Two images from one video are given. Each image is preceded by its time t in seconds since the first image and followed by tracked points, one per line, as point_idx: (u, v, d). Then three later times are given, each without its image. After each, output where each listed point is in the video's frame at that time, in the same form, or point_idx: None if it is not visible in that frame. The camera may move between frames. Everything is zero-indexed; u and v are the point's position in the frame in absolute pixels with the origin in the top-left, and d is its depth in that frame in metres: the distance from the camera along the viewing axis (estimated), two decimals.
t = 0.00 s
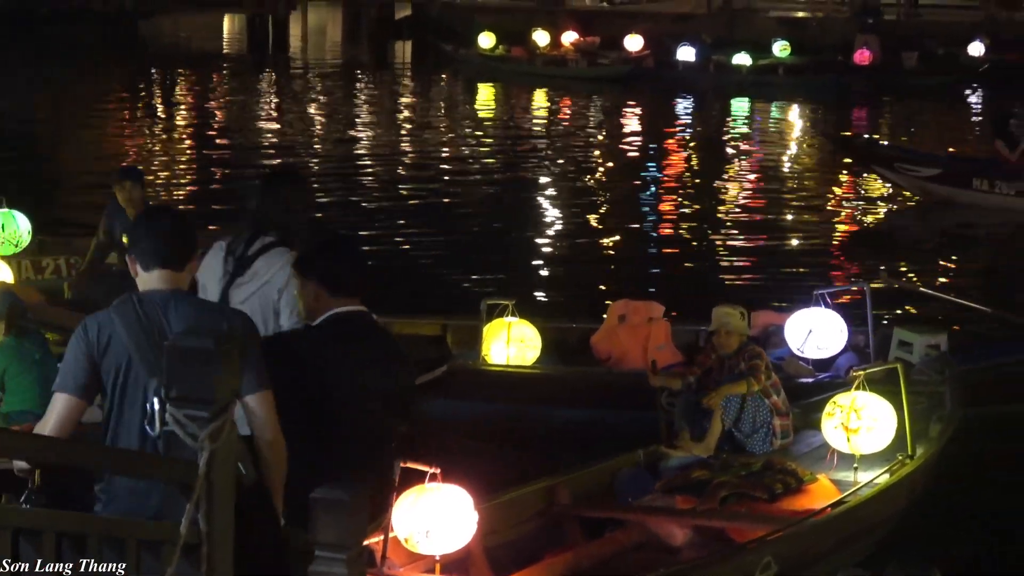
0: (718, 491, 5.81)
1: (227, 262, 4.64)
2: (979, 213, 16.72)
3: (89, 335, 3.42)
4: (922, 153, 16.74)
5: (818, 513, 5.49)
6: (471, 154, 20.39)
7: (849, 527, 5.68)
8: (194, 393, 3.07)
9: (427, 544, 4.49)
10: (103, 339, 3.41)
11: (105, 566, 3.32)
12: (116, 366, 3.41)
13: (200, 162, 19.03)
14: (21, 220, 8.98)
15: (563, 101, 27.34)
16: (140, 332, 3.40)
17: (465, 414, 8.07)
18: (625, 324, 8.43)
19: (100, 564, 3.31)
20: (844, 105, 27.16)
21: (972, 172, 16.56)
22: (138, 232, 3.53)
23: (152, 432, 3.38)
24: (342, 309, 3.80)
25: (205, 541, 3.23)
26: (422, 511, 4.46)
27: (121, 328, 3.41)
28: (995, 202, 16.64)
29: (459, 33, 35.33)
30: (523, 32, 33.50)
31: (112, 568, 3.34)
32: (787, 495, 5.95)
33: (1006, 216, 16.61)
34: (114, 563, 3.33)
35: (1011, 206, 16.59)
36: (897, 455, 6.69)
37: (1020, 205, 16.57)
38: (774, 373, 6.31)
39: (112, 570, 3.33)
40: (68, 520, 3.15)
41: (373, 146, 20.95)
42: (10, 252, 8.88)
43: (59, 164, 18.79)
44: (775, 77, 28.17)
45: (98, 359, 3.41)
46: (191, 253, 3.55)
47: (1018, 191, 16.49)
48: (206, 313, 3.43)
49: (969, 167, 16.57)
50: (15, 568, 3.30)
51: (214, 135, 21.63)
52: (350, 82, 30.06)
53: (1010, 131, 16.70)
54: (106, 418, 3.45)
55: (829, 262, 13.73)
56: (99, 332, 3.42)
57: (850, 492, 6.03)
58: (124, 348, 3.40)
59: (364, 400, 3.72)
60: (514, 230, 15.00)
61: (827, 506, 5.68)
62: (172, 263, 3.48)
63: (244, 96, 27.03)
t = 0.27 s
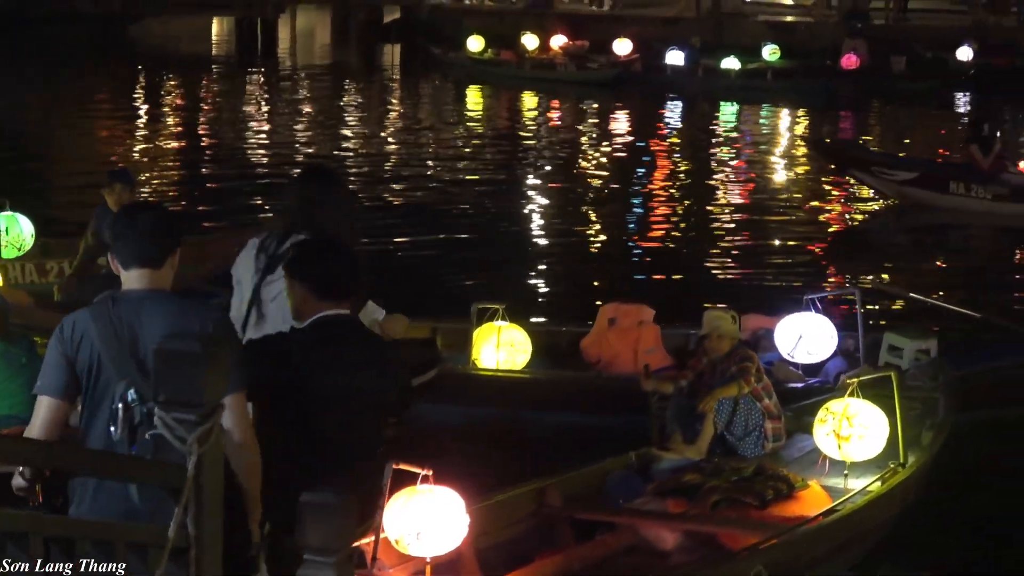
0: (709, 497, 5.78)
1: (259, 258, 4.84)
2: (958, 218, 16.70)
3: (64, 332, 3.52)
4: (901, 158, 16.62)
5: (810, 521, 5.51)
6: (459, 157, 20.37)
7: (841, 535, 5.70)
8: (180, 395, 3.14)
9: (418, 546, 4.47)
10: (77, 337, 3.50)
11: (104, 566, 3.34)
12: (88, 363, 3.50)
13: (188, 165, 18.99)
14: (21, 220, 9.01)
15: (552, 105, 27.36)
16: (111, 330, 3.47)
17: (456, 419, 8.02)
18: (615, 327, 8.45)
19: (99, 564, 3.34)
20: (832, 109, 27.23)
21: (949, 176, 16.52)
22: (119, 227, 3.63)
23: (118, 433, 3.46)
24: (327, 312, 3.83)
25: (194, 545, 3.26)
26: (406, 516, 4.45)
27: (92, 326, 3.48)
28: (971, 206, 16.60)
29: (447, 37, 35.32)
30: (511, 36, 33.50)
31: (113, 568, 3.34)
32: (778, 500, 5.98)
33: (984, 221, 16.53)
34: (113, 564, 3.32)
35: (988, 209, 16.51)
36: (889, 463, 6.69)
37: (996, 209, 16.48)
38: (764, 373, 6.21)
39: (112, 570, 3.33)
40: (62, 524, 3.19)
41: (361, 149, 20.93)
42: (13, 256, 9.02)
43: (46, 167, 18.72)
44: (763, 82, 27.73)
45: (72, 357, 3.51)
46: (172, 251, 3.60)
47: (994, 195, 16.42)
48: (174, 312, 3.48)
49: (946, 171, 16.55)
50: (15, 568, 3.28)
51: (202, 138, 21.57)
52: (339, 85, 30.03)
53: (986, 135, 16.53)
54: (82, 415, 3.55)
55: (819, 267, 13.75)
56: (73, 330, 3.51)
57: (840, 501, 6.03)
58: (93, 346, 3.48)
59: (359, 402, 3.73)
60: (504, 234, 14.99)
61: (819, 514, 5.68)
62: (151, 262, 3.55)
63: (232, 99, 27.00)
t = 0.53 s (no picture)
0: (701, 501, 5.81)
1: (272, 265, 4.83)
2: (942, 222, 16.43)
3: (48, 333, 3.68)
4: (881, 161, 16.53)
5: (802, 531, 5.52)
6: (450, 161, 20.34)
7: (833, 547, 5.70)
8: (168, 401, 3.33)
9: (410, 547, 4.46)
10: (59, 338, 3.67)
11: (104, 567, 3.49)
12: (70, 365, 3.67)
13: (178, 169, 18.98)
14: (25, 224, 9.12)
15: (543, 109, 27.32)
16: (94, 332, 3.65)
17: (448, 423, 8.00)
18: (607, 331, 8.44)
19: (100, 564, 3.49)
20: (822, 113, 27.23)
21: (928, 179, 16.36)
22: (100, 229, 3.79)
23: (99, 435, 3.69)
24: (317, 320, 3.87)
25: (181, 550, 3.45)
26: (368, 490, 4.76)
27: (74, 327, 3.65)
28: (953, 210, 16.20)
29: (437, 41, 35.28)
30: (502, 39, 33.48)
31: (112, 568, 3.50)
32: (771, 507, 5.94)
33: (965, 226, 16.13)
34: (112, 564, 3.49)
35: (968, 213, 16.04)
36: (882, 470, 6.71)
37: (977, 214, 15.97)
38: (760, 378, 6.37)
39: (111, 570, 3.49)
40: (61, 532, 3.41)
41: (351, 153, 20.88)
42: (16, 258, 9.12)
43: (35, 170, 18.63)
44: (755, 85, 28.16)
45: (56, 358, 3.67)
46: (153, 250, 3.80)
47: (973, 200, 15.91)
48: (152, 317, 3.69)
49: (927, 175, 16.37)
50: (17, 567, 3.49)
51: (191, 141, 21.48)
52: (329, 88, 29.97)
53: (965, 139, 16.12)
54: (66, 414, 3.75)
55: (809, 271, 13.78)
56: (54, 331, 3.68)
57: (833, 510, 6.00)
58: (74, 348, 3.65)
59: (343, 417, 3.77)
60: (495, 237, 14.99)
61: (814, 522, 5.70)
62: (134, 261, 3.74)
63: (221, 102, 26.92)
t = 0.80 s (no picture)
0: (694, 505, 5.81)
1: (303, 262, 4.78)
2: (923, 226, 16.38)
3: (35, 336, 3.69)
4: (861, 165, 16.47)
5: (796, 535, 5.50)
6: (442, 164, 20.34)
7: (824, 552, 5.67)
8: (157, 403, 3.31)
9: (402, 550, 4.47)
10: (46, 341, 3.67)
11: (104, 566, 3.51)
12: (56, 368, 3.68)
13: (170, 171, 18.96)
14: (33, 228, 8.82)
15: (536, 111, 27.36)
16: (81, 335, 3.64)
17: (440, 426, 8.01)
18: (598, 335, 8.41)
19: (99, 564, 3.51)
20: (813, 117, 27.30)
21: (907, 183, 16.27)
22: (89, 229, 3.77)
23: (84, 438, 3.67)
24: (309, 318, 3.88)
25: (170, 552, 3.45)
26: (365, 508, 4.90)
27: (60, 329, 3.65)
28: (934, 213, 16.20)
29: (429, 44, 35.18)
30: (494, 43, 33.41)
31: (112, 568, 3.52)
32: (764, 511, 5.91)
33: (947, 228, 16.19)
34: (112, 564, 3.51)
35: (949, 216, 16.13)
36: (876, 473, 6.72)
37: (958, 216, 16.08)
38: (756, 383, 6.44)
39: (111, 570, 3.51)
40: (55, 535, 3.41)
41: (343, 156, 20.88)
42: (21, 262, 8.88)
43: (26, 172, 18.62)
44: (747, 88, 28.20)
45: (42, 361, 3.68)
46: (142, 252, 3.78)
47: (954, 203, 16.00)
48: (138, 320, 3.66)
49: (908, 178, 16.28)
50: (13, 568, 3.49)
51: (183, 144, 21.48)
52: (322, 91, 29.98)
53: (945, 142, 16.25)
54: (53, 418, 3.74)
55: (802, 275, 13.81)
56: (41, 334, 3.68)
57: (827, 514, 5.98)
58: (61, 350, 3.65)
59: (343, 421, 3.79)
60: (488, 241, 14.99)
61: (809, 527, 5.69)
62: (123, 264, 3.73)
63: (214, 104, 26.91)
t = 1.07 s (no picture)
0: (688, 509, 5.79)
1: (336, 263, 4.74)
2: (905, 228, 16.45)
3: (20, 338, 3.70)
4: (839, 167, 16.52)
5: (788, 535, 5.49)
6: (434, 166, 20.31)
7: (816, 552, 5.65)
8: (144, 407, 3.31)
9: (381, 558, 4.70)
10: (30, 344, 3.68)
11: (104, 566, 3.51)
12: (42, 369, 3.68)
13: (161, 174, 18.92)
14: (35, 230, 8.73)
15: (528, 114, 27.34)
16: (65, 338, 3.64)
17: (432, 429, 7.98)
18: (590, 337, 8.43)
19: (100, 563, 3.51)
20: (805, 120, 27.32)
21: (886, 185, 16.37)
22: (72, 229, 3.76)
23: (70, 441, 3.68)
24: (297, 319, 3.98)
25: (156, 555, 3.44)
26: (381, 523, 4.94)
27: (45, 331, 3.65)
28: (916, 215, 16.29)
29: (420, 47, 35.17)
30: (486, 45, 33.43)
31: (111, 568, 3.52)
32: (758, 513, 5.93)
33: (929, 230, 16.22)
34: (113, 563, 3.50)
35: (931, 217, 16.16)
36: (870, 475, 6.72)
37: (940, 217, 16.07)
38: (749, 387, 6.41)
39: (112, 570, 3.51)
40: (47, 539, 3.42)
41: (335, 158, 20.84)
42: (24, 265, 8.80)
43: (17, 175, 18.55)
44: (738, 91, 28.28)
45: (28, 363, 3.69)
46: (128, 254, 3.75)
47: (933, 204, 16.03)
48: (121, 322, 3.66)
49: (886, 181, 16.36)
50: (15, 568, 3.54)
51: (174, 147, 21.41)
52: (313, 94, 29.94)
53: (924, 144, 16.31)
54: (39, 420, 3.75)
55: (794, 278, 13.82)
56: (27, 336, 3.69)
57: (819, 514, 5.99)
58: (46, 353, 3.65)
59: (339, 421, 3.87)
60: (480, 244, 14.98)
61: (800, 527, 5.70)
62: (108, 266, 3.70)
63: (205, 107, 26.85)
